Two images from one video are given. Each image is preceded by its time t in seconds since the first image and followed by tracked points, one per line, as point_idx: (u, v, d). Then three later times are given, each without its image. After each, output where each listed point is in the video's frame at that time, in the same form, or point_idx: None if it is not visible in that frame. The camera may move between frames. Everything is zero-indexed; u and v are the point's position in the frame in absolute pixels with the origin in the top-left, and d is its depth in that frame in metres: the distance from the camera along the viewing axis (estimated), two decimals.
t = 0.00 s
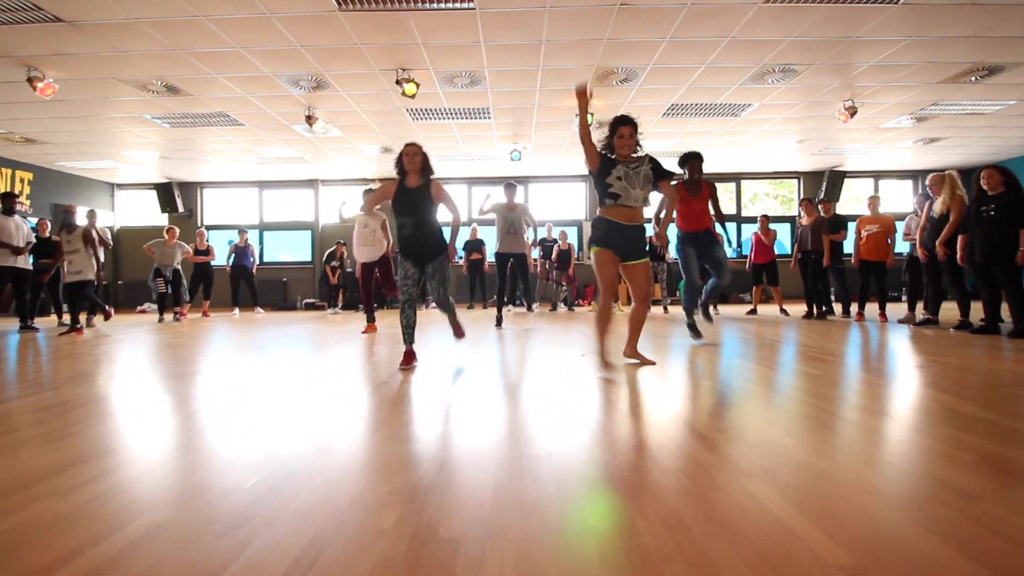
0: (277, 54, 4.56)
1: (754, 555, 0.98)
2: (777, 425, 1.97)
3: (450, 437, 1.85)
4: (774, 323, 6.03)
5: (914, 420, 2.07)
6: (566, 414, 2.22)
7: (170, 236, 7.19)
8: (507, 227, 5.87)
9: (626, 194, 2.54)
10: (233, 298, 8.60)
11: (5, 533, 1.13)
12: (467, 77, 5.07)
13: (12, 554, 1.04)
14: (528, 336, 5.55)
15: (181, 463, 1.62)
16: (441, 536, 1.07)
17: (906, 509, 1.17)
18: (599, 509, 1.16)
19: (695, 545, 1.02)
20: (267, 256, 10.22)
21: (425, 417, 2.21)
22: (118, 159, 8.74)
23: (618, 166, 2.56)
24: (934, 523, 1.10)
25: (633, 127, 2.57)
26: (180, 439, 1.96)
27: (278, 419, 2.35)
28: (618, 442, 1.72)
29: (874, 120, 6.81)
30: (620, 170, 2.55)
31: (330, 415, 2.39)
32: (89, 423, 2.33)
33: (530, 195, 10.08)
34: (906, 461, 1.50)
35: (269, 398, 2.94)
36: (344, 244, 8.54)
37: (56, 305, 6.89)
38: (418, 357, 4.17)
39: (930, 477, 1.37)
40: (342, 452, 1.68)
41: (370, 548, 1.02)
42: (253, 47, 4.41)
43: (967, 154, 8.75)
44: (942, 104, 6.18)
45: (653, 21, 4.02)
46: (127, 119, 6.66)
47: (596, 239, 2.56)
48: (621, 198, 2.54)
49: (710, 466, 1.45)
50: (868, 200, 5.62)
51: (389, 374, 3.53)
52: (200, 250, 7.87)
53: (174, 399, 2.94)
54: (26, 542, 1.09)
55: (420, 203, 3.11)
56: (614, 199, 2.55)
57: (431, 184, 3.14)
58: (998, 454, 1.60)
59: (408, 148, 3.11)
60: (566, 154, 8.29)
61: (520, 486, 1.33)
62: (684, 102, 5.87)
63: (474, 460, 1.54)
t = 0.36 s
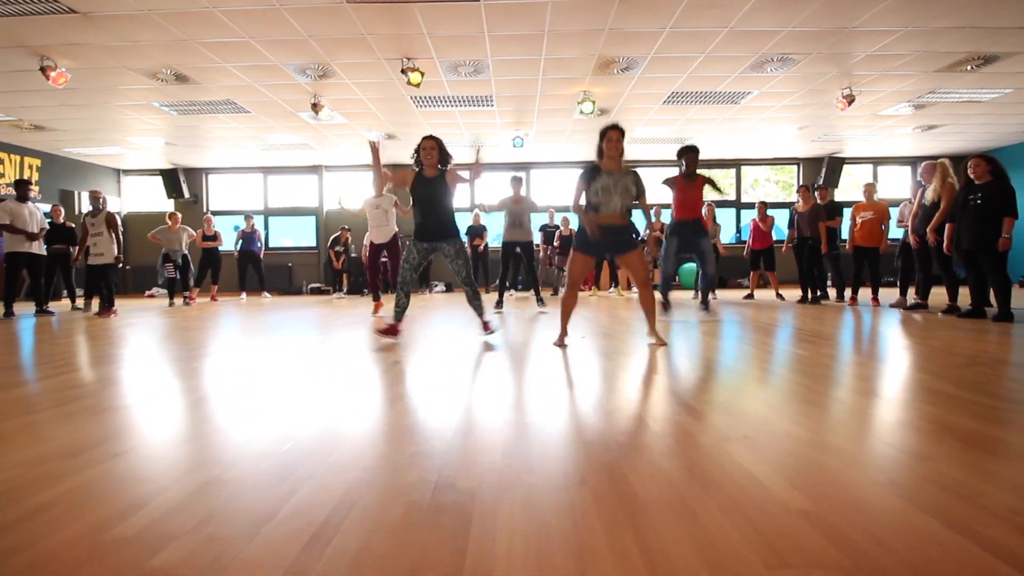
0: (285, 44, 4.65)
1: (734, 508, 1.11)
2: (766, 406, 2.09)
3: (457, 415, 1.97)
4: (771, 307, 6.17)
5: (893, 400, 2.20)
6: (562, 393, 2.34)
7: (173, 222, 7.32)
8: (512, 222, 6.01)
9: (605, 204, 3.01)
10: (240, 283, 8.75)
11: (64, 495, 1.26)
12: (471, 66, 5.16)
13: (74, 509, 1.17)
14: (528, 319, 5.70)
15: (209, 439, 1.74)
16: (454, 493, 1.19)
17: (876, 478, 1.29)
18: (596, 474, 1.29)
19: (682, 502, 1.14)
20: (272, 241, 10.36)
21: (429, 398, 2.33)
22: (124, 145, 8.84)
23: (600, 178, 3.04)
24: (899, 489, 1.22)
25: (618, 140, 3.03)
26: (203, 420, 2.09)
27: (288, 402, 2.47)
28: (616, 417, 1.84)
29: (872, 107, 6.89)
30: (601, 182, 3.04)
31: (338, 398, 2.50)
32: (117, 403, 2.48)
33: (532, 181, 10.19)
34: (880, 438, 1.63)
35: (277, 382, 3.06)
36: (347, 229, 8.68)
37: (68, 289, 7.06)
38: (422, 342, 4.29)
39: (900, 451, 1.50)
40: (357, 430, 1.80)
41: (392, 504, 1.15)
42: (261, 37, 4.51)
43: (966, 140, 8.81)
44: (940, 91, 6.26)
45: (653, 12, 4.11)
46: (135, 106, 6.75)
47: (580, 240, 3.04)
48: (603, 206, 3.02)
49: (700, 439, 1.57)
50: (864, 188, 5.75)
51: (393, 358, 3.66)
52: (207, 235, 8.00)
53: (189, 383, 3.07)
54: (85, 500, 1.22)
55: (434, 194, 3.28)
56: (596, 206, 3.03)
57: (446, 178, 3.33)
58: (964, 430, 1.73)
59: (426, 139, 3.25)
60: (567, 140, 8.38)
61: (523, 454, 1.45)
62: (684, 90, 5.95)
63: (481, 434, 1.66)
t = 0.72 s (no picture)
0: (283, 28, 4.61)
1: (732, 494, 1.12)
2: (766, 391, 2.10)
3: (458, 400, 1.99)
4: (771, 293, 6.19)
5: (889, 386, 2.23)
6: (560, 378, 2.36)
7: (174, 207, 7.31)
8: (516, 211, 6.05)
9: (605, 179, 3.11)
10: (240, 268, 8.77)
11: (75, 479, 1.29)
12: (471, 50, 5.12)
13: (86, 493, 1.20)
14: (528, 305, 5.72)
15: (215, 426, 1.77)
16: (457, 479, 1.21)
17: (872, 464, 1.30)
18: (595, 460, 1.31)
19: (678, 487, 1.16)
20: (273, 227, 10.36)
21: (430, 383, 2.36)
22: (122, 130, 8.79)
23: (599, 156, 3.11)
24: (894, 475, 1.23)
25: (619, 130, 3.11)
26: (208, 405, 2.13)
27: (289, 387, 2.50)
28: (616, 404, 1.85)
29: (875, 91, 6.84)
30: (601, 160, 3.10)
31: (339, 382, 2.54)
32: (122, 388, 2.51)
33: (532, 166, 10.14)
34: (875, 423, 1.65)
35: (279, 367, 3.09)
36: (345, 215, 8.66)
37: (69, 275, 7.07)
38: (422, 327, 4.32)
39: (895, 437, 1.51)
40: (360, 415, 1.82)
41: (395, 489, 1.17)
42: (259, 21, 4.47)
43: (969, 125, 8.75)
44: (944, 75, 6.21)
45: None
46: (133, 91, 6.70)
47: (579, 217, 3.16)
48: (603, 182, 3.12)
49: (699, 425, 1.59)
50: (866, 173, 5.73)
51: (393, 343, 3.68)
52: (207, 221, 7.99)
53: (193, 368, 3.11)
54: (95, 484, 1.25)
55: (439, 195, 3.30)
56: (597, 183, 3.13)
57: (450, 180, 3.34)
58: (956, 416, 1.76)
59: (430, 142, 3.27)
60: (568, 125, 8.34)
61: (524, 440, 1.47)
62: (686, 74, 5.90)
63: (483, 421, 1.68)
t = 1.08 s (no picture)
0: (273, 16, 4.47)
1: (733, 510, 1.08)
2: (768, 393, 2.04)
3: (453, 402, 1.94)
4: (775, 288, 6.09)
5: (899, 387, 2.16)
6: (558, 378, 2.31)
7: (172, 201, 7.15)
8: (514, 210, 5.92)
9: (596, 189, 3.05)
10: (236, 263, 8.64)
11: (49, 494, 1.22)
12: (467, 38, 4.96)
13: (63, 505, 1.16)
14: (528, 300, 5.62)
15: (206, 426, 1.72)
16: (452, 494, 1.16)
17: (878, 472, 1.25)
18: (591, 470, 1.26)
19: (676, 501, 1.12)
20: (269, 220, 10.23)
21: (425, 384, 2.31)
22: (114, 123, 8.64)
23: (595, 164, 3.03)
24: (903, 485, 1.18)
25: (618, 130, 3.02)
26: (196, 402, 2.07)
27: (280, 383, 2.44)
28: (614, 407, 1.80)
29: (883, 81, 6.70)
30: (594, 168, 3.03)
31: (332, 378, 2.48)
32: (106, 390, 2.42)
33: (532, 158, 9.99)
34: (885, 428, 1.58)
35: (272, 362, 3.04)
36: (339, 208, 8.52)
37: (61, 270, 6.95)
38: (420, 323, 4.24)
39: (905, 442, 1.45)
40: (353, 416, 1.77)
41: (385, 502, 1.13)
42: (249, 9, 4.33)
43: (976, 116, 8.60)
44: (953, 64, 6.06)
45: None
46: (123, 82, 6.55)
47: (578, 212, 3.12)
48: (595, 192, 3.06)
49: (697, 430, 1.54)
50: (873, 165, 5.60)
51: (388, 339, 3.61)
52: (202, 215, 7.86)
53: (184, 364, 3.04)
54: (75, 494, 1.21)
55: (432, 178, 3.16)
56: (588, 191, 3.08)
57: (449, 161, 3.21)
58: (980, 423, 1.67)
59: (428, 121, 3.14)
60: (568, 116, 8.17)
61: (519, 448, 1.42)
62: (689, 63, 5.75)
63: (478, 425, 1.64)
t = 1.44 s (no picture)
0: (257, 1, 4.23)
1: (741, 518, 1.01)
2: (774, 390, 1.96)
3: (449, 400, 1.87)
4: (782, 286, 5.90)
5: (923, 391, 2.00)
6: (559, 377, 2.22)
7: (160, 197, 6.92)
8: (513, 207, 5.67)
9: (594, 193, 2.83)
10: (228, 260, 8.43)
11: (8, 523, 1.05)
12: (462, 25, 4.72)
13: (31, 515, 1.09)
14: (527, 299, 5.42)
15: (189, 431, 1.60)
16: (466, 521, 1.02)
17: (923, 486, 1.14)
18: (590, 475, 1.20)
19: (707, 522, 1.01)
20: (263, 215, 10.01)
21: (421, 382, 2.21)
22: (102, 115, 8.40)
23: (592, 165, 2.81)
24: (923, 495, 1.10)
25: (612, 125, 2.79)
26: (186, 400, 1.98)
27: (271, 380, 2.34)
28: (620, 407, 1.72)
29: (895, 72, 6.45)
30: (591, 170, 2.82)
31: (326, 375, 2.38)
32: (69, 396, 2.22)
33: (532, 152, 9.75)
34: (914, 434, 1.47)
35: (264, 360, 2.92)
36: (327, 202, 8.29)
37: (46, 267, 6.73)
38: (414, 321, 4.07)
39: (927, 449, 1.35)
40: (343, 416, 1.69)
41: (373, 509, 1.07)
42: None
43: (988, 108, 8.36)
44: (970, 53, 5.82)
45: None
46: (106, 72, 6.32)
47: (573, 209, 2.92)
48: (593, 195, 2.84)
49: (700, 431, 1.47)
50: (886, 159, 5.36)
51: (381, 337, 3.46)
52: (192, 210, 7.62)
53: (169, 363, 2.90)
54: (45, 502, 1.14)
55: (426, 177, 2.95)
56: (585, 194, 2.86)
57: (441, 158, 3.01)
58: None
59: (419, 116, 2.92)
60: (568, 108, 7.93)
61: (516, 450, 1.36)
62: (695, 52, 5.51)
63: (474, 425, 1.57)
